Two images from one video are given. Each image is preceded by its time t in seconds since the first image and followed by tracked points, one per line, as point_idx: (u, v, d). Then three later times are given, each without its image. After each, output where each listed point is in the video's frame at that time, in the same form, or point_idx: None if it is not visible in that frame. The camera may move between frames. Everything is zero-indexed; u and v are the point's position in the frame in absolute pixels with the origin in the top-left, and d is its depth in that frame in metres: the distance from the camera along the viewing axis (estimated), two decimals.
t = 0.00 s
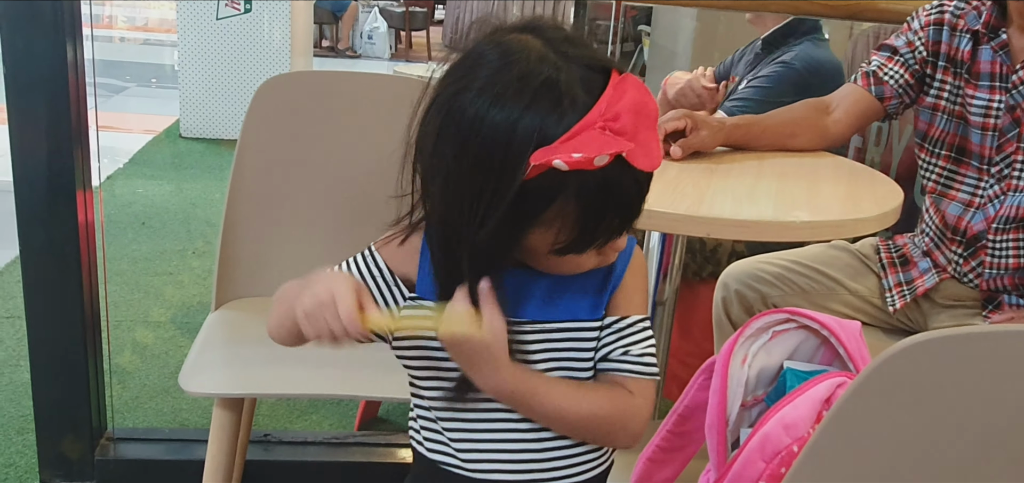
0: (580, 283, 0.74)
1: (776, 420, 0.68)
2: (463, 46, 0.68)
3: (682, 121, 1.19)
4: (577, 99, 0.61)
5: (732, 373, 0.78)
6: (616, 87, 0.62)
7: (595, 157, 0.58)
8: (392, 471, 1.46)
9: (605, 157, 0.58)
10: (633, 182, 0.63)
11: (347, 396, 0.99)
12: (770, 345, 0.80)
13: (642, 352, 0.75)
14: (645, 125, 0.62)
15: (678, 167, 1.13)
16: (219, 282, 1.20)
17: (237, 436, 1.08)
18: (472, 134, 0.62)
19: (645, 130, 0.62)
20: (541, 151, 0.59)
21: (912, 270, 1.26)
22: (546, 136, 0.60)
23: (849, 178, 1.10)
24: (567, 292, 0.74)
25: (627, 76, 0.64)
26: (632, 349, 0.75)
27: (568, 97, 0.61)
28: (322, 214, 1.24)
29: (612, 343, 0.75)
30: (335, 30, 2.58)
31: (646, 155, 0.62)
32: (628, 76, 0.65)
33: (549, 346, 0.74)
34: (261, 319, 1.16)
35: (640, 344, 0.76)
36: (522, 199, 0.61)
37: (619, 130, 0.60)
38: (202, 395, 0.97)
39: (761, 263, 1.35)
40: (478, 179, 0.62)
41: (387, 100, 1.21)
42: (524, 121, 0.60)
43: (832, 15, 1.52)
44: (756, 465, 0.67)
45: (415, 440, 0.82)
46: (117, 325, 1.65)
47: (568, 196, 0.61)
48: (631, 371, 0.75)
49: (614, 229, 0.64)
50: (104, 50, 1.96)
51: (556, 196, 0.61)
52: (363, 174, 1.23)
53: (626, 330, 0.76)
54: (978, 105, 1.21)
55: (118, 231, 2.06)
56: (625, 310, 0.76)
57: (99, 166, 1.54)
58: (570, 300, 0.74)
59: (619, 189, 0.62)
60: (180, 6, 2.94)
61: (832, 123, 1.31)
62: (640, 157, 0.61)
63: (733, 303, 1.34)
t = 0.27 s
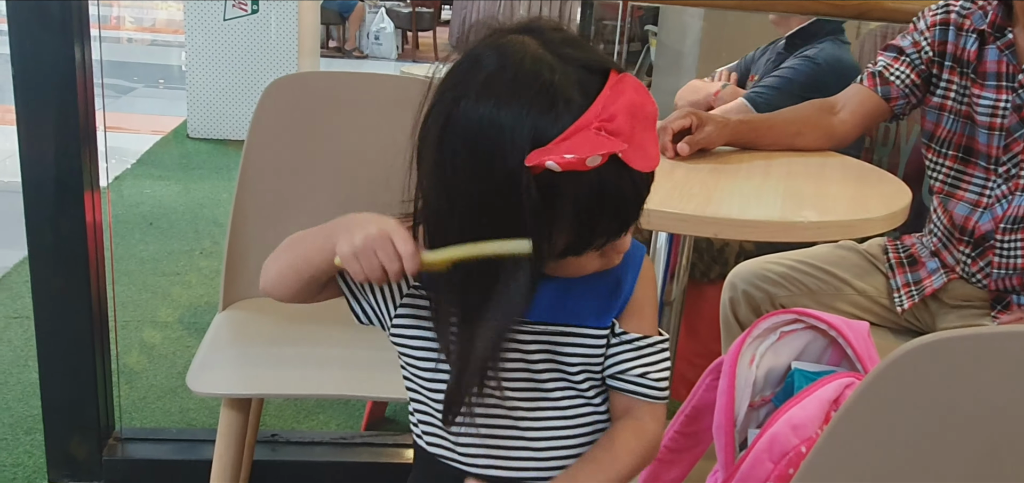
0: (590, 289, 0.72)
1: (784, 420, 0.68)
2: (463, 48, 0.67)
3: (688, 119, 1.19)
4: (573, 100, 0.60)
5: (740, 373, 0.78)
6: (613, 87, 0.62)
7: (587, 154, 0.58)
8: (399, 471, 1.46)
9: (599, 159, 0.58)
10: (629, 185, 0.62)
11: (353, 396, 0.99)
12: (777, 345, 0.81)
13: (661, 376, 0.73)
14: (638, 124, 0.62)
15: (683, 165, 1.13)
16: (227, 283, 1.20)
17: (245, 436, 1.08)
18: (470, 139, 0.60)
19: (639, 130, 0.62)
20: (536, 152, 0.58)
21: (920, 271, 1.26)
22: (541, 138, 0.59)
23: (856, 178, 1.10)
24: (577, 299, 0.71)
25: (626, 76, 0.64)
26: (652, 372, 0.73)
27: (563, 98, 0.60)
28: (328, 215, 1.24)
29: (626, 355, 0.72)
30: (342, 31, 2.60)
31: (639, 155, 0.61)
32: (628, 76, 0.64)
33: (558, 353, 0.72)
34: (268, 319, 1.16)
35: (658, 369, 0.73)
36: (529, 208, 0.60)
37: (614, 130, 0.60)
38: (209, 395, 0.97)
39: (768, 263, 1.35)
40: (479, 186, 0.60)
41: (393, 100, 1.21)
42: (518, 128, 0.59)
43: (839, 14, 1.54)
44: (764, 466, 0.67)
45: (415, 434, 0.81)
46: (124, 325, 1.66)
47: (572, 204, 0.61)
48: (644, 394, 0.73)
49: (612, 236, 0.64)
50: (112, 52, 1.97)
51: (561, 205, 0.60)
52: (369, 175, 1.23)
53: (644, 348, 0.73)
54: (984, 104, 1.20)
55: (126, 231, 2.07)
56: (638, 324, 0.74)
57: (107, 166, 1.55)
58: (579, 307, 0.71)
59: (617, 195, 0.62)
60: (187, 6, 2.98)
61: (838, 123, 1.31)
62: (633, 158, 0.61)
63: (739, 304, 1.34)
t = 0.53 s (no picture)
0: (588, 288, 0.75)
1: (793, 420, 0.68)
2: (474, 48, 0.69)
3: (695, 119, 1.19)
4: (588, 100, 0.61)
5: (748, 374, 0.77)
6: (629, 89, 0.62)
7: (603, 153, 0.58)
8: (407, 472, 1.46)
9: (618, 156, 0.58)
10: (645, 184, 0.62)
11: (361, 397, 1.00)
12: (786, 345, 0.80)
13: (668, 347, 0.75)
14: (653, 123, 0.62)
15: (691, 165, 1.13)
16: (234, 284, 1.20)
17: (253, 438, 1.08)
18: (484, 139, 0.62)
19: (654, 128, 0.62)
20: (554, 152, 0.59)
21: (928, 270, 1.25)
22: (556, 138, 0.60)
23: (864, 177, 1.10)
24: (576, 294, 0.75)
25: (639, 77, 0.65)
26: (659, 344, 0.75)
27: (579, 97, 0.61)
28: (335, 216, 1.24)
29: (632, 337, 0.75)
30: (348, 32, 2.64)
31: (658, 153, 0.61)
32: (641, 77, 0.65)
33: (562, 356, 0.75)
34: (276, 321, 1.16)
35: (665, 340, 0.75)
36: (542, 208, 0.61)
37: (631, 130, 0.60)
38: (218, 396, 0.98)
39: (776, 262, 1.34)
40: (490, 190, 0.63)
41: (400, 102, 1.21)
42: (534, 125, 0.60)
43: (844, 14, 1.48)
44: (773, 466, 0.67)
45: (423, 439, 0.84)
46: (132, 327, 1.66)
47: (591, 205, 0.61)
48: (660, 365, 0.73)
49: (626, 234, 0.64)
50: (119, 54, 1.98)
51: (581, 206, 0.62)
52: (376, 176, 1.23)
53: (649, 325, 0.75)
54: (992, 103, 1.20)
55: (133, 233, 2.08)
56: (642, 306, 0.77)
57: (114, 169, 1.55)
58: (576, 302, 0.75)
59: (635, 197, 0.62)
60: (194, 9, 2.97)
61: (845, 122, 1.31)
62: (651, 159, 0.61)
63: (748, 304, 1.33)
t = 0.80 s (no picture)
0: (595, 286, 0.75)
1: (799, 415, 0.67)
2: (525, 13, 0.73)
3: (699, 113, 1.18)
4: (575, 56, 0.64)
5: (755, 369, 0.77)
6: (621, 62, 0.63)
7: (549, 83, 0.61)
8: (411, 469, 1.46)
9: (535, 70, 0.60)
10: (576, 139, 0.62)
11: (364, 393, 0.99)
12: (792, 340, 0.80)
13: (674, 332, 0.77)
14: (625, 95, 0.62)
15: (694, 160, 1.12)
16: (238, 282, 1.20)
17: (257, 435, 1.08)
18: (476, 65, 0.67)
19: (622, 100, 0.62)
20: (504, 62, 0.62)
21: (935, 264, 1.25)
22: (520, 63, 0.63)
23: (870, 171, 1.09)
24: (568, 287, 0.74)
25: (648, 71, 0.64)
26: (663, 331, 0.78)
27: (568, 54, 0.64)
28: (339, 213, 1.24)
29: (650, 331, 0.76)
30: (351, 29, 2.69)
31: (611, 124, 0.61)
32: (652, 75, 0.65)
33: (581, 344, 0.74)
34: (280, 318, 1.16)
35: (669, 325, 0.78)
36: (503, 154, 0.64)
37: (581, 80, 0.60)
38: (221, 393, 0.98)
39: (781, 258, 1.34)
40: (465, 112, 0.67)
41: (403, 98, 1.21)
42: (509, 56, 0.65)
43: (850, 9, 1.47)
44: (780, 462, 0.67)
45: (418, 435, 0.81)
46: (137, 326, 1.66)
47: (547, 163, 0.63)
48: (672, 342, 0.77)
49: (581, 207, 0.64)
50: (123, 53, 1.98)
51: (537, 163, 0.63)
52: (379, 173, 1.23)
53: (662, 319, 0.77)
54: (999, 96, 1.19)
55: (138, 232, 2.07)
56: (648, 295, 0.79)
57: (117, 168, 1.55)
58: (566, 297, 0.74)
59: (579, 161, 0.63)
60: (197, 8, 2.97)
61: (851, 116, 1.30)
62: (601, 126, 0.61)
63: (753, 300, 1.33)
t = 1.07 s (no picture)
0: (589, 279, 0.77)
1: (804, 411, 0.67)
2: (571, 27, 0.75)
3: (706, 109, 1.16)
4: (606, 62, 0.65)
5: (759, 364, 0.77)
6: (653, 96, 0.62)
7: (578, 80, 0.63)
8: (415, 466, 1.46)
9: (568, 49, 0.60)
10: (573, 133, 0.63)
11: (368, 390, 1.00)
12: (796, 335, 0.80)
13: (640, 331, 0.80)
14: (638, 119, 0.61)
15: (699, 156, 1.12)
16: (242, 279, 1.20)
17: (261, 433, 1.08)
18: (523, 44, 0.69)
19: (632, 120, 0.61)
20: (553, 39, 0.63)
21: (939, 259, 1.25)
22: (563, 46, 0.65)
23: (874, 166, 1.09)
24: (554, 290, 0.75)
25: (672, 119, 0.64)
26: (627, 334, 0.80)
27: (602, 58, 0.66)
28: (343, 209, 1.24)
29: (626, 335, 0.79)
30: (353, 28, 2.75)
31: (606, 138, 0.61)
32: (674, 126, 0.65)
33: (588, 370, 0.76)
34: (283, 315, 1.16)
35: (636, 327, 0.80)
36: (502, 135, 0.65)
37: (605, 87, 0.60)
38: (225, 391, 0.98)
39: (783, 254, 1.34)
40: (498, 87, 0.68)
41: (405, 95, 1.20)
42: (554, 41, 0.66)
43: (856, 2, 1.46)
44: (783, 457, 0.66)
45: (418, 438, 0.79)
46: (141, 324, 1.66)
47: (536, 157, 0.63)
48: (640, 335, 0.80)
49: (545, 209, 0.64)
50: (125, 51, 1.98)
51: (527, 153, 0.64)
52: (382, 170, 1.23)
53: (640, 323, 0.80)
54: (1003, 91, 1.18)
55: (141, 230, 2.08)
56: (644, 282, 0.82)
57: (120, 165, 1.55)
58: (538, 305, 0.75)
59: (578, 162, 0.63)
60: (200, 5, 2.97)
61: (854, 111, 1.30)
62: (603, 134, 0.61)
63: (756, 296, 1.33)
